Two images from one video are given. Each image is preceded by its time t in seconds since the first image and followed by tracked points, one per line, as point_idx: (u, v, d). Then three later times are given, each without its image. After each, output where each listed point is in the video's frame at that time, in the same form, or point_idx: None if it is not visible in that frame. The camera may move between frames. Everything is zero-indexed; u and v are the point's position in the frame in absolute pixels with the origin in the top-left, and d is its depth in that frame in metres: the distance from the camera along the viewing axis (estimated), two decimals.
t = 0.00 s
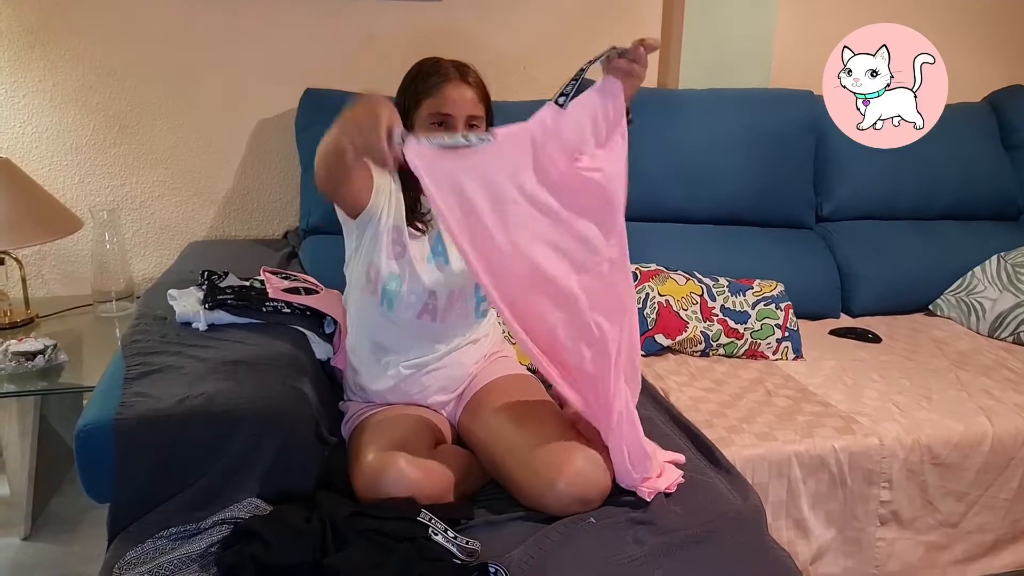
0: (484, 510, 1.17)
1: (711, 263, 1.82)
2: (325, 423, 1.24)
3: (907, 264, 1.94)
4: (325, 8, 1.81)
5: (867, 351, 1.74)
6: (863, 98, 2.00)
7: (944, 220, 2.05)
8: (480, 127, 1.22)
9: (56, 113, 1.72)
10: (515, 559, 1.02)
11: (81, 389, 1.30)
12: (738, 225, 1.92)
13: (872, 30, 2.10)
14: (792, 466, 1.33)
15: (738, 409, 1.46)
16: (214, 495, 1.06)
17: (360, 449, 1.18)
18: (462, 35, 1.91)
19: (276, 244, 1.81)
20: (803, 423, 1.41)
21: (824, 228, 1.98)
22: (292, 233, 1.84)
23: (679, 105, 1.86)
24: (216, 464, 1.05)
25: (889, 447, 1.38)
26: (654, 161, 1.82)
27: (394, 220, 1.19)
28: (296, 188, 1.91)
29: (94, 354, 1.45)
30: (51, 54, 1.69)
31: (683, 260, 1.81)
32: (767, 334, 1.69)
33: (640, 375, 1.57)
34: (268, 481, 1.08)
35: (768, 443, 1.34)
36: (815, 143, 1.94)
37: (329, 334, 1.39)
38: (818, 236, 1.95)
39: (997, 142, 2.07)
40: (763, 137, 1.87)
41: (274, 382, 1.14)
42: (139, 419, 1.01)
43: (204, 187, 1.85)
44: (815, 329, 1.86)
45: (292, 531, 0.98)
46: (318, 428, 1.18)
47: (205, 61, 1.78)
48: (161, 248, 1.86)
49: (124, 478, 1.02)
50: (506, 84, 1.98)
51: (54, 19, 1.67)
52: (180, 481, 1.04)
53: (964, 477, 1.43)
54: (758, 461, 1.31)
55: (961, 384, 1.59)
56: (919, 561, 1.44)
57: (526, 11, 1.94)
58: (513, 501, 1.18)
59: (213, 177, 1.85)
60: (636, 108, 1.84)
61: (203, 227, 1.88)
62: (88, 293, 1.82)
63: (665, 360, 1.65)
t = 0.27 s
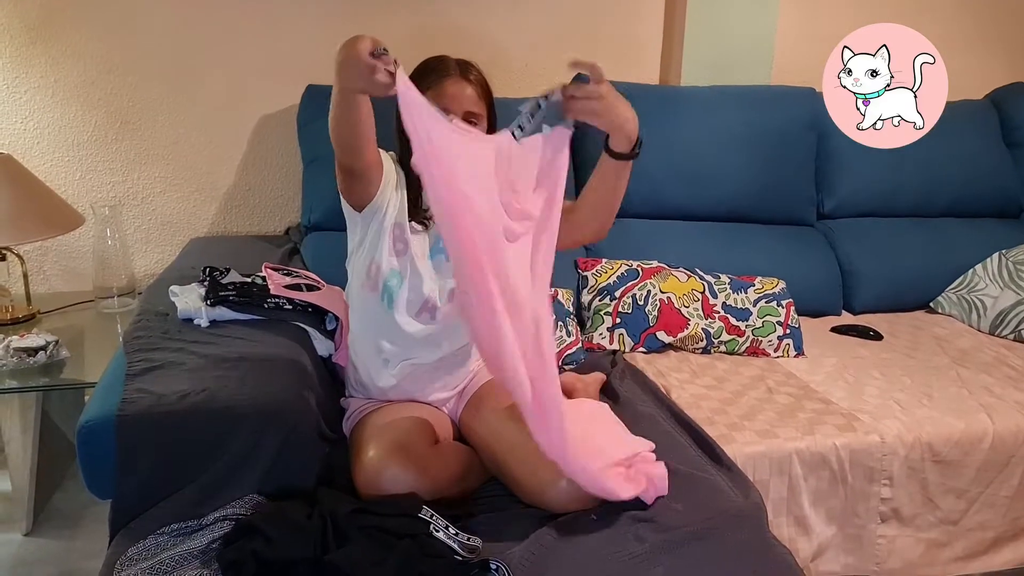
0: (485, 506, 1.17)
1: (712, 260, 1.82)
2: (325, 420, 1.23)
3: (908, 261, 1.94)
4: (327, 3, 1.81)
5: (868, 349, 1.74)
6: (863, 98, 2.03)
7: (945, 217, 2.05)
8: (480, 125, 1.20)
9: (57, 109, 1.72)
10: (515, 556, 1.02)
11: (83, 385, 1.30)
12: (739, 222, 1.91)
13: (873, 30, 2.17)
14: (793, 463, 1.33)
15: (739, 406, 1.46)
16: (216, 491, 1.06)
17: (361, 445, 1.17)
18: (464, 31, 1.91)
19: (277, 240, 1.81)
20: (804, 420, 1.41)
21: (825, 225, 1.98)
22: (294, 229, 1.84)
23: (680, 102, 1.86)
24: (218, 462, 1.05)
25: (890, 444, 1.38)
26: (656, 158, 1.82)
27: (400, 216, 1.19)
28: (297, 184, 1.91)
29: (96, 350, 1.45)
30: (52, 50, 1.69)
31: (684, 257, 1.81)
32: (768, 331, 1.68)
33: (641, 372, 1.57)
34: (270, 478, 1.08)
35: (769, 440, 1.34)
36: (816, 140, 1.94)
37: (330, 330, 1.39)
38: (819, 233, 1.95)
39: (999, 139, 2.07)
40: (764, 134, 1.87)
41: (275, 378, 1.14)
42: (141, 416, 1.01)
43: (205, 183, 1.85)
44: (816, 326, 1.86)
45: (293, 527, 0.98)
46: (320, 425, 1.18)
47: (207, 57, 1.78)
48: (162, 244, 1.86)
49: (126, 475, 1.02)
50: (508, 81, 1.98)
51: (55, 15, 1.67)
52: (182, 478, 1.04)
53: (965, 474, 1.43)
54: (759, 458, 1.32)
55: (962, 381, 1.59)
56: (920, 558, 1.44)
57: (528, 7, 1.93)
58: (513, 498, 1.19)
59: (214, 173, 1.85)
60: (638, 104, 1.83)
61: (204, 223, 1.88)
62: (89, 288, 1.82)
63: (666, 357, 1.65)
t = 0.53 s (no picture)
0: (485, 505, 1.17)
1: (712, 260, 1.82)
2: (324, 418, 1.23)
3: (908, 261, 1.94)
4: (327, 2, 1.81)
5: (868, 348, 1.74)
6: (863, 98, 2.02)
7: (945, 217, 2.05)
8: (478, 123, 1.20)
9: (58, 107, 1.72)
10: (515, 555, 1.02)
11: (83, 384, 1.30)
12: (740, 221, 1.91)
13: (873, 30, 2.14)
14: (793, 463, 1.33)
15: (739, 405, 1.46)
16: (215, 490, 1.06)
17: (361, 444, 1.17)
18: (465, 30, 1.91)
19: (277, 238, 1.81)
20: (804, 420, 1.41)
21: (825, 224, 1.98)
22: (294, 227, 1.84)
23: (681, 101, 1.86)
24: (217, 460, 1.05)
25: (889, 444, 1.38)
26: (656, 158, 1.81)
27: (396, 215, 1.20)
28: (297, 183, 1.91)
29: (96, 349, 1.45)
30: (53, 48, 1.68)
31: (684, 256, 1.81)
32: (768, 330, 1.68)
33: (641, 371, 1.57)
34: (270, 476, 1.08)
35: (769, 439, 1.34)
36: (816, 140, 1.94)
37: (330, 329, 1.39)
38: (819, 232, 1.95)
39: (999, 139, 2.07)
40: (765, 133, 1.87)
41: (275, 377, 1.14)
42: (141, 414, 1.01)
43: (205, 181, 1.85)
44: (816, 326, 1.86)
45: (293, 526, 0.99)
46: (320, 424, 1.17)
47: (207, 56, 1.78)
48: (163, 242, 1.86)
49: (125, 473, 1.02)
50: (509, 80, 1.98)
51: (55, 13, 1.67)
52: (182, 477, 1.04)
53: (964, 474, 1.43)
54: (759, 458, 1.32)
55: (962, 381, 1.59)
56: (919, 558, 1.44)
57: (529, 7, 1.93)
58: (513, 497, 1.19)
59: (215, 171, 1.85)
60: (638, 103, 1.83)
61: (204, 221, 1.88)
62: (89, 286, 1.82)
63: (666, 357, 1.65)
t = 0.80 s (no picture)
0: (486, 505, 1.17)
1: (712, 259, 1.81)
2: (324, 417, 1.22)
3: (909, 261, 1.94)
4: None
5: (868, 348, 1.74)
6: (863, 98, 1.97)
7: (945, 217, 2.05)
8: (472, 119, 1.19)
9: (58, 105, 1.72)
10: (515, 555, 1.02)
11: (83, 382, 1.30)
12: (740, 221, 1.91)
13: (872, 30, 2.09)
14: (793, 463, 1.33)
15: (739, 405, 1.45)
16: (215, 488, 1.06)
17: (361, 445, 1.17)
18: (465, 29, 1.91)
19: (277, 237, 1.81)
20: (804, 420, 1.41)
21: (825, 224, 1.97)
22: (295, 226, 1.84)
23: (681, 100, 1.85)
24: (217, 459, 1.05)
25: (889, 444, 1.38)
26: (655, 157, 1.81)
27: (393, 211, 1.20)
28: (298, 181, 1.91)
29: (96, 347, 1.45)
30: (53, 46, 1.68)
31: (684, 256, 1.81)
32: (769, 330, 1.68)
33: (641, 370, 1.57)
34: (270, 475, 1.08)
35: (769, 439, 1.34)
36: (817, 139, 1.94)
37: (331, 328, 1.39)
38: (820, 232, 1.95)
39: (1000, 139, 2.06)
40: (766, 133, 1.86)
41: (275, 376, 1.14)
42: (141, 412, 1.01)
43: (205, 179, 1.85)
44: (817, 326, 1.86)
45: (293, 525, 0.99)
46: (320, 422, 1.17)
47: (207, 53, 1.77)
48: (163, 240, 1.86)
49: (125, 472, 1.02)
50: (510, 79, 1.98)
51: (54, 10, 1.67)
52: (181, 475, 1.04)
53: (964, 474, 1.43)
54: (759, 458, 1.31)
55: (962, 381, 1.59)
56: (919, 558, 1.44)
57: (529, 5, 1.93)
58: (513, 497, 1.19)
59: (215, 170, 1.85)
60: (637, 103, 1.83)
61: (205, 219, 1.87)
62: (89, 285, 1.82)
63: (667, 356, 1.65)
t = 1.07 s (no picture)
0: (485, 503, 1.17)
1: (713, 258, 1.81)
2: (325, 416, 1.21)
3: (910, 260, 1.93)
4: None
5: (869, 347, 1.74)
6: (863, 98, 2.00)
7: (946, 216, 2.05)
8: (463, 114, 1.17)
9: (59, 102, 1.71)
10: (516, 553, 1.01)
11: (84, 380, 1.30)
12: (741, 220, 1.91)
13: (872, 30, 2.09)
14: (794, 462, 1.33)
15: (740, 404, 1.45)
16: (215, 486, 1.06)
17: (361, 443, 1.16)
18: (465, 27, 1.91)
19: (278, 234, 1.81)
20: (806, 419, 1.41)
21: (827, 223, 1.97)
22: (295, 223, 1.84)
23: (682, 99, 1.85)
24: (218, 457, 1.05)
25: (891, 444, 1.38)
26: (656, 155, 1.81)
27: (386, 214, 1.19)
28: (298, 178, 1.91)
29: (97, 345, 1.45)
30: (54, 43, 1.68)
31: (685, 255, 1.80)
32: (770, 329, 1.68)
33: (642, 369, 1.57)
34: (271, 473, 1.07)
35: (770, 438, 1.34)
36: (818, 138, 1.94)
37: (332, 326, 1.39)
38: (821, 231, 1.95)
39: (1001, 138, 2.06)
40: (767, 132, 1.86)
41: (276, 374, 1.13)
42: (142, 410, 1.01)
43: (205, 177, 1.84)
44: (818, 324, 1.86)
45: (294, 523, 0.98)
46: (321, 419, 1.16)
47: (208, 51, 1.77)
48: (164, 238, 1.86)
49: (126, 470, 1.02)
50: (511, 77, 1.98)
51: (55, 7, 1.66)
52: (182, 473, 1.04)
53: (965, 474, 1.43)
54: (760, 457, 1.31)
55: (963, 381, 1.59)
56: (919, 557, 1.44)
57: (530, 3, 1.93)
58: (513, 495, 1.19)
59: (215, 167, 1.84)
60: (637, 102, 1.82)
61: (205, 217, 1.87)
62: (90, 282, 1.82)
63: (668, 355, 1.65)
